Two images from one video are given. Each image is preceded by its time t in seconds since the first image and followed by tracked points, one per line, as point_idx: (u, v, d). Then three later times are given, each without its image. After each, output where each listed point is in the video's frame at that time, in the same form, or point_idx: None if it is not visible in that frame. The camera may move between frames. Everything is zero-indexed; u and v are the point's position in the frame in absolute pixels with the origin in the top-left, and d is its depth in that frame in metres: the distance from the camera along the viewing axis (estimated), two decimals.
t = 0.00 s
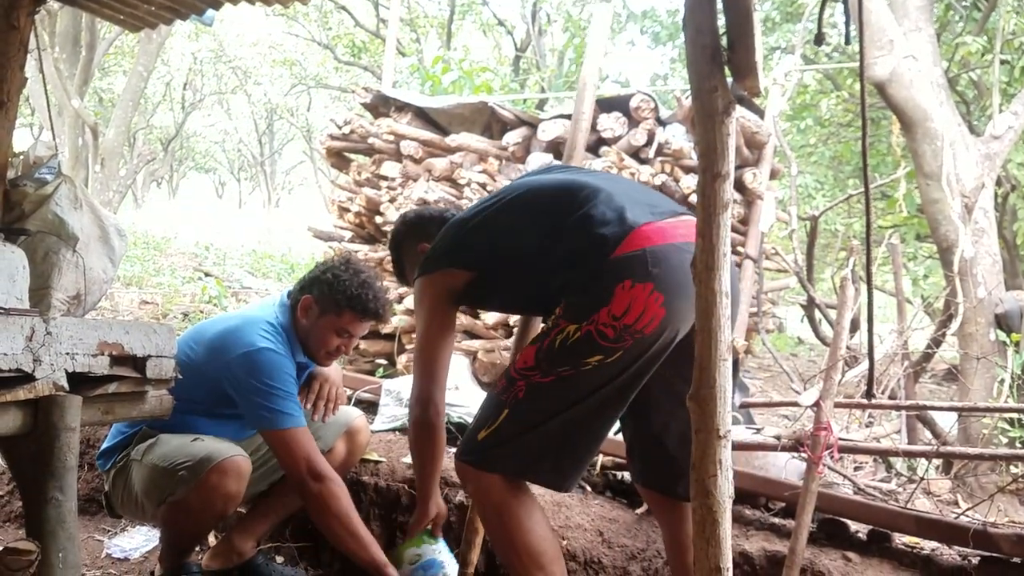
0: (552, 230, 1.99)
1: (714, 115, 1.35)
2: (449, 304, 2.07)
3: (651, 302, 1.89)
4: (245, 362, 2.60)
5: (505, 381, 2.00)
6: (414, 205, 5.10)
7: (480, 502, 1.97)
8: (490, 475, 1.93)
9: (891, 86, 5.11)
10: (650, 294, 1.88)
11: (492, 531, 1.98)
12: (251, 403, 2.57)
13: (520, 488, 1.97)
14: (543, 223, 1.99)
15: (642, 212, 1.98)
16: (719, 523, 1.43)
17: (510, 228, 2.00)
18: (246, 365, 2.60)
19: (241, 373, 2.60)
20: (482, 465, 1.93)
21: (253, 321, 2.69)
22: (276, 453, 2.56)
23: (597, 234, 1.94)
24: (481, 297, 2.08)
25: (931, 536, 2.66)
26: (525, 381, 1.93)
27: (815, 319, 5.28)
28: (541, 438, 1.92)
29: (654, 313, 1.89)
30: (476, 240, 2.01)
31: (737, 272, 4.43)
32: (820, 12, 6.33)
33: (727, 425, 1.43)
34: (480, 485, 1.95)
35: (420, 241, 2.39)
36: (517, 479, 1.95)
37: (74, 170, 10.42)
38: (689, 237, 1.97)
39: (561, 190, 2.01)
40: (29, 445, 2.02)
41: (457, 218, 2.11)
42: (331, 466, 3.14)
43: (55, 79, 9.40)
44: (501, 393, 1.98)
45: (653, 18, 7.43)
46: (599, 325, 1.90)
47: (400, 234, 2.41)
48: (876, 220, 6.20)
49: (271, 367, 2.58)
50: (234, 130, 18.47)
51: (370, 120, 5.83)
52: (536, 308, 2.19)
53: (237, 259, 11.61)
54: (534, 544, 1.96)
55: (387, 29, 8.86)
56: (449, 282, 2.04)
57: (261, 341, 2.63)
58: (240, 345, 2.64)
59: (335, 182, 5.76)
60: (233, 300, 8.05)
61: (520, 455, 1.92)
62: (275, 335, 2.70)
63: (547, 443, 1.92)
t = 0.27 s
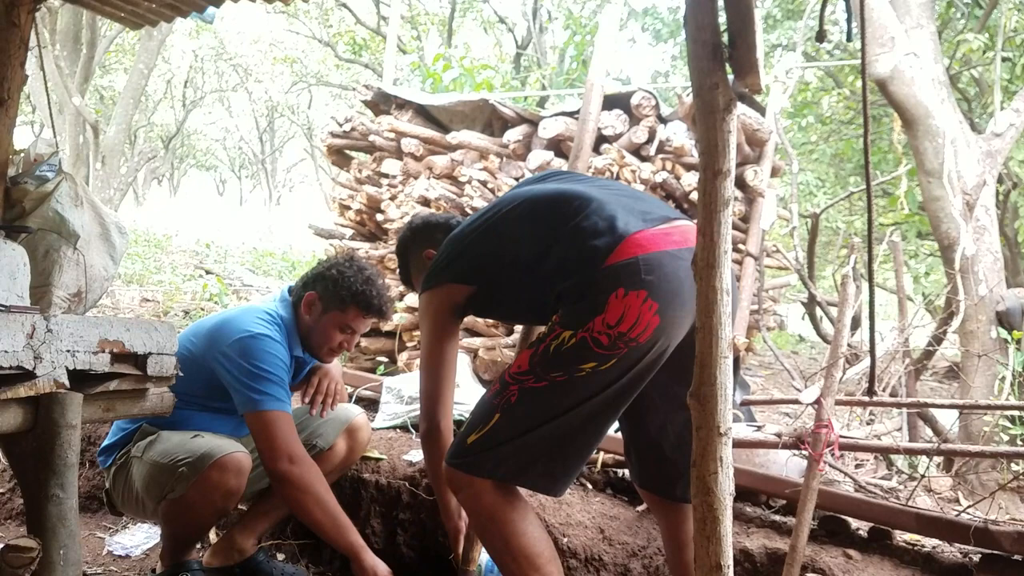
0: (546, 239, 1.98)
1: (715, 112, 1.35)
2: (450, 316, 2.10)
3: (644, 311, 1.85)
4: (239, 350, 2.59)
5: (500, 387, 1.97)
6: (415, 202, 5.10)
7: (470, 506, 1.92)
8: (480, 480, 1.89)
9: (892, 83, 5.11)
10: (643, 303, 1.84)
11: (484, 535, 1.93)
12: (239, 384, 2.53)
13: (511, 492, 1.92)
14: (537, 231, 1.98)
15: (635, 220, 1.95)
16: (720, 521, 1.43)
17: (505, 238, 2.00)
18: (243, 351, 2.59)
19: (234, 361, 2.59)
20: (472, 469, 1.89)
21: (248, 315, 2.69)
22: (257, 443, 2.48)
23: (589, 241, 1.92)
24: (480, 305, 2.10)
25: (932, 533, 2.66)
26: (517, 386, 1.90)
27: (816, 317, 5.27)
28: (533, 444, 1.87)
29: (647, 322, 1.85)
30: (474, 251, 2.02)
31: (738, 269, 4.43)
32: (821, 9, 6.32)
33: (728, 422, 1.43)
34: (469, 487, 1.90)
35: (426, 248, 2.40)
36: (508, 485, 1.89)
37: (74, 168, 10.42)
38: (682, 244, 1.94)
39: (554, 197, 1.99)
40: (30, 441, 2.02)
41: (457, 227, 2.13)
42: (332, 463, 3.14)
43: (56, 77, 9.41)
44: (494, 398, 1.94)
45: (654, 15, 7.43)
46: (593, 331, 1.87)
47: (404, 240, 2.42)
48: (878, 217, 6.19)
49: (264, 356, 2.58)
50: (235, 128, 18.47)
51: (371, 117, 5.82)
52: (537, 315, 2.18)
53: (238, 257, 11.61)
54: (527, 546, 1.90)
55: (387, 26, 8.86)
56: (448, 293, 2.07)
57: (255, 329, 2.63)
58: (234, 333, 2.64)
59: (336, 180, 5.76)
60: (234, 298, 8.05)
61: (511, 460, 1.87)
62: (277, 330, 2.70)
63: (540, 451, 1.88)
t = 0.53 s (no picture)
0: (526, 257, 1.98)
1: (718, 108, 1.34)
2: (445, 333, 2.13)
3: (615, 331, 1.83)
4: (233, 336, 2.59)
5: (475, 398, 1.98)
6: (417, 199, 5.10)
7: (448, 511, 1.96)
8: (455, 489, 1.92)
9: (894, 80, 5.10)
10: (613, 323, 1.83)
11: (465, 537, 1.97)
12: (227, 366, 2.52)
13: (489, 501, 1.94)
14: (518, 250, 1.99)
15: (610, 238, 1.93)
16: (722, 518, 1.43)
17: (489, 257, 2.02)
18: (237, 333, 2.60)
19: (224, 345, 2.58)
20: (447, 479, 1.92)
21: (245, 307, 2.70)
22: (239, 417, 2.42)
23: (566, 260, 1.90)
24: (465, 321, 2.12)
25: (934, 530, 2.66)
26: (490, 399, 1.91)
27: (818, 314, 5.27)
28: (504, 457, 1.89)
29: (618, 342, 1.83)
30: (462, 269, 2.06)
31: (741, 266, 4.42)
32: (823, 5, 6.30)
33: (730, 419, 1.43)
34: (446, 493, 1.94)
35: (433, 263, 2.50)
36: (482, 494, 1.92)
37: (75, 165, 10.42)
38: (656, 262, 1.91)
39: (536, 216, 2.00)
40: (32, 438, 2.02)
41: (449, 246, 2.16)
42: (334, 460, 3.13)
43: (57, 74, 9.39)
44: (468, 410, 1.95)
45: (656, 12, 7.41)
46: (565, 349, 1.87)
47: (414, 254, 2.52)
48: (880, 214, 6.18)
49: (253, 342, 2.56)
50: (236, 125, 18.46)
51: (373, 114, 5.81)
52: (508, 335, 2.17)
53: (240, 254, 11.61)
54: (508, 545, 1.94)
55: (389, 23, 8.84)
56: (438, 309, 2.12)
57: (252, 318, 2.64)
58: (230, 322, 2.64)
59: (337, 177, 5.75)
60: (235, 295, 8.05)
61: (482, 472, 1.89)
62: (279, 325, 2.70)
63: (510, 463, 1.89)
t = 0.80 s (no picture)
0: (512, 263, 1.98)
1: (723, 104, 1.34)
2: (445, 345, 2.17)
3: (596, 334, 1.81)
4: (235, 331, 2.60)
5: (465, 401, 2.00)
6: (419, 196, 5.09)
7: (443, 511, 2.00)
8: (448, 490, 1.96)
9: (898, 76, 5.08)
10: (593, 326, 1.80)
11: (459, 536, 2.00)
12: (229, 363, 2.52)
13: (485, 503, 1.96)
14: (505, 257, 1.99)
15: (590, 241, 1.90)
16: (727, 515, 1.43)
17: (478, 264, 2.03)
18: (238, 328, 2.60)
19: (226, 340, 2.59)
20: (439, 479, 1.96)
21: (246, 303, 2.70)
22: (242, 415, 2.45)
23: (550, 266, 1.89)
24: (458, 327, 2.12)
25: (937, 527, 2.65)
26: (476, 403, 1.93)
27: (821, 311, 5.26)
28: (490, 458, 1.92)
29: (599, 345, 1.81)
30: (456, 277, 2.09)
31: (744, 263, 4.41)
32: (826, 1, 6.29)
33: (734, 416, 1.42)
34: (440, 494, 1.98)
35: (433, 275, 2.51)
36: (476, 495, 1.95)
37: (78, 161, 10.42)
38: (638, 264, 1.88)
39: (523, 222, 2.00)
40: (37, 434, 2.03)
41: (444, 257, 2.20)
42: (337, 457, 3.13)
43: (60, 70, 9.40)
44: (458, 412, 1.98)
45: (659, 8, 7.39)
46: (547, 352, 1.85)
47: (414, 269, 2.54)
48: (883, 211, 6.17)
49: (254, 336, 2.57)
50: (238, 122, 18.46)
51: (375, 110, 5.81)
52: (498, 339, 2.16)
53: (242, 250, 11.61)
54: (504, 543, 1.97)
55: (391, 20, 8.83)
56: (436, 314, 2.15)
57: (253, 314, 2.65)
58: (231, 317, 2.65)
59: (340, 174, 5.75)
60: (238, 292, 8.06)
61: (471, 473, 1.93)
62: (279, 321, 2.70)
63: (496, 463, 1.93)
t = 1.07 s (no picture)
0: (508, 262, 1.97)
1: (724, 101, 1.33)
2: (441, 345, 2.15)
3: (594, 331, 1.81)
4: (238, 335, 2.60)
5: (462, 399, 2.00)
6: (420, 193, 5.09)
7: (442, 509, 1.99)
8: (445, 488, 1.96)
9: (899, 73, 5.08)
10: (591, 323, 1.81)
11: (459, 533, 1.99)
12: (240, 375, 2.54)
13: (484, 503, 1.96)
14: (501, 256, 1.99)
15: (585, 239, 1.90)
16: (727, 512, 1.42)
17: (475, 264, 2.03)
18: (242, 334, 2.60)
19: (232, 345, 2.60)
20: (438, 477, 1.96)
21: (249, 303, 2.70)
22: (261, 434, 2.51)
23: (547, 264, 1.89)
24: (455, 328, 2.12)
25: (938, 524, 2.65)
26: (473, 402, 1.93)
27: (823, 308, 5.26)
28: (488, 456, 1.92)
29: (597, 342, 1.81)
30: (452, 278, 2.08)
31: (745, 260, 4.41)
32: None
33: (734, 413, 1.42)
34: (438, 492, 1.98)
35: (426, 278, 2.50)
36: (475, 494, 1.95)
37: (80, 158, 10.44)
38: (634, 260, 1.88)
39: (519, 221, 2.00)
40: (38, 431, 2.03)
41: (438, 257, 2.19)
42: (336, 453, 3.14)
43: (62, 67, 9.41)
44: (456, 411, 1.98)
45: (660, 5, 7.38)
46: (545, 350, 1.85)
47: (408, 271, 2.53)
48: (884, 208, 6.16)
49: (261, 342, 2.58)
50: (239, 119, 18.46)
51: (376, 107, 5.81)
52: (495, 338, 2.15)
53: (243, 247, 11.62)
54: (503, 542, 1.96)
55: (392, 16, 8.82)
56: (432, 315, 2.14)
57: (255, 314, 2.64)
58: (234, 319, 2.65)
59: (341, 171, 5.75)
60: (239, 289, 8.06)
61: (469, 472, 1.93)
62: (279, 319, 2.70)
63: (494, 461, 1.93)
